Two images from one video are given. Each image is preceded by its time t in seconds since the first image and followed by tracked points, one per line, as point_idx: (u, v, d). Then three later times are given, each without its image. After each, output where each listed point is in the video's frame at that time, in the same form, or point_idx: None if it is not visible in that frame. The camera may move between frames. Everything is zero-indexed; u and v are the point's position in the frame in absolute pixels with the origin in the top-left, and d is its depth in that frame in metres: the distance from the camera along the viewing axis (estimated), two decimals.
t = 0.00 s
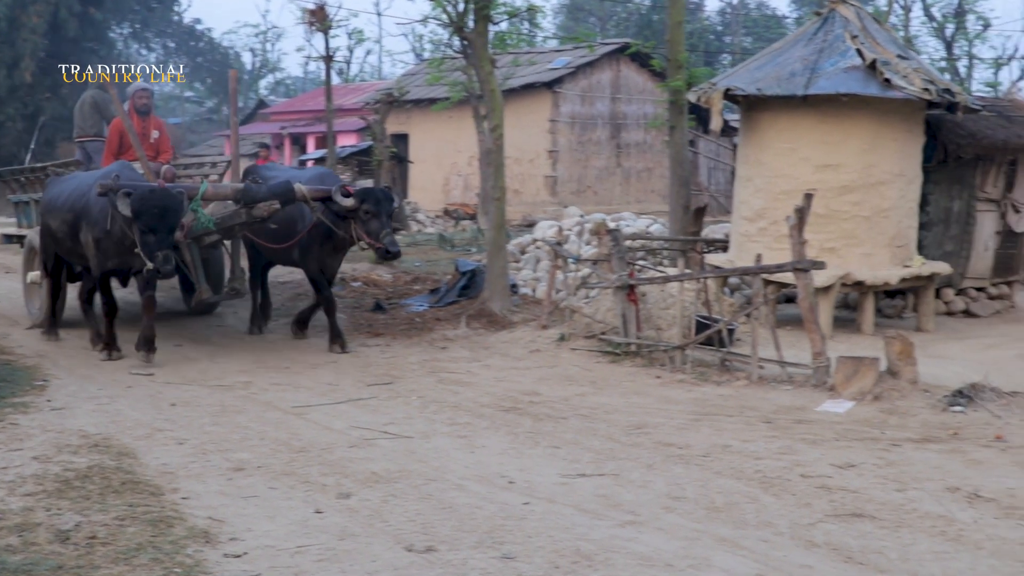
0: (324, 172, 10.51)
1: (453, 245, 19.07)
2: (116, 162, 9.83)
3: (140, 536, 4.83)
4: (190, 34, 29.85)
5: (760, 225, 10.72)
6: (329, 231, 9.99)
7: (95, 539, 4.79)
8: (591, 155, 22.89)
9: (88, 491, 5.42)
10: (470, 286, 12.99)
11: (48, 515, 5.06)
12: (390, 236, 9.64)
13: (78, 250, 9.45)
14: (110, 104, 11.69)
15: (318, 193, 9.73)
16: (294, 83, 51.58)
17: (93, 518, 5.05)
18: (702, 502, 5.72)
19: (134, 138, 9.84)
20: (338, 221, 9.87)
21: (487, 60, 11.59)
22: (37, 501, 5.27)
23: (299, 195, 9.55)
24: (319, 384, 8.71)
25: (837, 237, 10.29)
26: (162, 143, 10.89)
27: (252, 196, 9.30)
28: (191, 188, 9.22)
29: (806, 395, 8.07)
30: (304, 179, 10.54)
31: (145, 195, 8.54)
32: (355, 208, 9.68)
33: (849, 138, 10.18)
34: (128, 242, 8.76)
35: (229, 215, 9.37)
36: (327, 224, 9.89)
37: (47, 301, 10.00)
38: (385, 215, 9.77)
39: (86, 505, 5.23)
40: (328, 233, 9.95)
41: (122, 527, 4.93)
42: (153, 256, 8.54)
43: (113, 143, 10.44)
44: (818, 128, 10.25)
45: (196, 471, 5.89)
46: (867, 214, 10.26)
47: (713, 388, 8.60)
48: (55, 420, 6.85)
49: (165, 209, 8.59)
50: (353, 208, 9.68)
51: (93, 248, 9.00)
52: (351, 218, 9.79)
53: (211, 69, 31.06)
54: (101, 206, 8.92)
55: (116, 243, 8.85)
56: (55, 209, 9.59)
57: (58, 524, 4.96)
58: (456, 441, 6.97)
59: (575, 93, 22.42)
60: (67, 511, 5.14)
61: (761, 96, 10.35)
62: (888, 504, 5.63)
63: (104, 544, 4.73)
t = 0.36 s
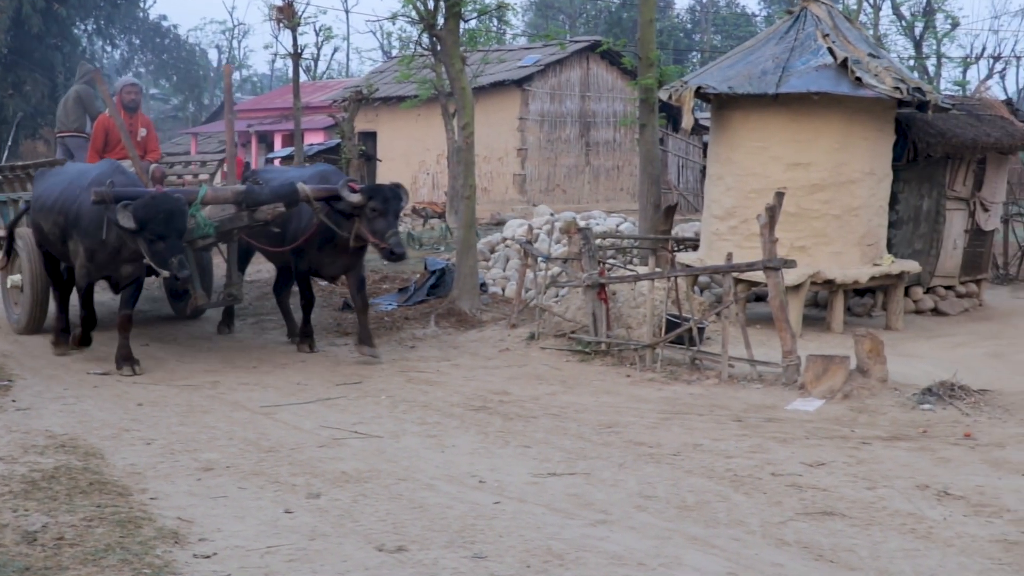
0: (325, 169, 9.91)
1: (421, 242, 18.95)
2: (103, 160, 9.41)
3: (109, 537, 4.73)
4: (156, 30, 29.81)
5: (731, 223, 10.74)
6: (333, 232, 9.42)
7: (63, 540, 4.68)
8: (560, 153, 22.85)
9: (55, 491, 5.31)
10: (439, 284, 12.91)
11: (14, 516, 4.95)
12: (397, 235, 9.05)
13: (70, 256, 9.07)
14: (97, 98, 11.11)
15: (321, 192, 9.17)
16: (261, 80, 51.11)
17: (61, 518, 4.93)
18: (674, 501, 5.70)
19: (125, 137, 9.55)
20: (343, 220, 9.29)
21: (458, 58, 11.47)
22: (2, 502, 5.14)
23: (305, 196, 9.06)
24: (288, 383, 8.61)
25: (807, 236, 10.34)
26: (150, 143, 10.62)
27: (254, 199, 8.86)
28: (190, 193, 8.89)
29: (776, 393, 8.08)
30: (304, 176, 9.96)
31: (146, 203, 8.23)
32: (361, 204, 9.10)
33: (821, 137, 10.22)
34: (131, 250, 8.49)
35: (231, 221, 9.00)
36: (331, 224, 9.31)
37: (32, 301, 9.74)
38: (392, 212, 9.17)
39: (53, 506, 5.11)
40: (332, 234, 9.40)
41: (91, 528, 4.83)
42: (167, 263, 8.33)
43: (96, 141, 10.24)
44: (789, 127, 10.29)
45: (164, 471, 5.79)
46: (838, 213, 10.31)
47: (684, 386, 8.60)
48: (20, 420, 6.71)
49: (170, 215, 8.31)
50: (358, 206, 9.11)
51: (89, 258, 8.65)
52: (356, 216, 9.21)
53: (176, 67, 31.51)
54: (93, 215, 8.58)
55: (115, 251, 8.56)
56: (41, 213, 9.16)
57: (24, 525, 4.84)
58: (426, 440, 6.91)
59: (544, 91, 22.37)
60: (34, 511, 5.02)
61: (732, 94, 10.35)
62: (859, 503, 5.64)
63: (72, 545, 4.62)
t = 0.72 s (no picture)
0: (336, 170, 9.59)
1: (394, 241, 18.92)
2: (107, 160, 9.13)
3: (81, 535, 4.69)
4: (126, 27, 29.65)
5: (702, 222, 10.81)
6: (342, 239, 9.14)
7: (34, 537, 4.64)
8: (531, 152, 22.88)
9: (27, 489, 5.27)
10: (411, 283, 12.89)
11: None
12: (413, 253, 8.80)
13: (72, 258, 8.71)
14: (84, 93, 11.11)
15: (332, 196, 8.83)
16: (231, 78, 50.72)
17: (33, 516, 4.90)
18: (645, 497, 5.74)
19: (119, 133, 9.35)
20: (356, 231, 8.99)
21: (429, 57, 11.44)
22: None
23: (313, 198, 8.66)
24: (261, 382, 8.58)
25: (777, 234, 10.44)
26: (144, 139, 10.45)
27: (260, 199, 8.49)
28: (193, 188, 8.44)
29: (747, 390, 8.15)
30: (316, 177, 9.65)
31: (138, 189, 7.78)
32: (375, 219, 8.81)
33: (790, 136, 10.31)
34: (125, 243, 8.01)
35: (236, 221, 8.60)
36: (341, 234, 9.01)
37: (22, 308, 9.53)
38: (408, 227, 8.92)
39: (25, 504, 5.07)
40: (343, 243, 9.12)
41: (62, 526, 4.79)
42: (154, 249, 7.76)
43: (90, 139, 10.04)
44: (759, 126, 10.38)
45: (137, 469, 5.75)
46: (807, 212, 10.40)
47: (655, 384, 8.65)
48: None
49: (162, 202, 7.83)
50: (372, 221, 8.80)
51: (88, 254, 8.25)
52: (370, 229, 8.93)
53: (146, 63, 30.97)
54: (93, 212, 8.22)
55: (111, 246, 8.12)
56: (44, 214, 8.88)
57: None
58: (398, 437, 6.91)
59: (516, 89, 22.36)
60: (6, 509, 4.98)
61: (703, 93, 10.41)
62: (827, 498, 5.71)
63: (44, 543, 4.59)
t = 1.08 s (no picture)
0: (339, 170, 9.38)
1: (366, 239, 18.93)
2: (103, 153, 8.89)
3: (52, 529, 4.69)
4: (94, 23, 29.38)
5: (670, 219, 10.89)
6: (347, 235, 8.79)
7: (5, 532, 4.63)
8: (503, 149, 22.94)
9: None
10: (382, 279, 12.90)
11: None
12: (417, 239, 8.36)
13: (63, 250, 8.55)
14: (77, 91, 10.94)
15: (334, 192, 8.53)
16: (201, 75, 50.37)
17: (3, 511, 4.88)
18: (612, 490, 5.80)
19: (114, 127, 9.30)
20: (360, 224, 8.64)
21: (398, 55, 11.44)
22: None
23: (316, 195, 8.34)
24: (232, 378, 8.57)
25: (744, 231, 10.55)
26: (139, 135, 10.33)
27: (262, 196, 8.12)
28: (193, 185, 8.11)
29: (714, 386, 8.25)
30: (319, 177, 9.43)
31: (137, 193, 7.65)
32: (378, 207, 8.43)
33: (756, 134, 10.42)
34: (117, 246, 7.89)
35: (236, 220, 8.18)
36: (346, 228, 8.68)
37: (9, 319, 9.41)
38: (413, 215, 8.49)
39: None
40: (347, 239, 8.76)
41: (33, 520, 4.79)
42: (143, 264, 7.69)
43: (82, 131, 9.87)
44: (725, 124, 10.48)
45: (108, 464, 5.75)
46: (774, 209, 10.52)
47: (624, 379, 8.73)
48: None
49: (159, 212, 7.69)
50: (375, 209, 8.43)
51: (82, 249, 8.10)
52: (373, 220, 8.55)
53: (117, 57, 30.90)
54: (90, 207, 8.05)
55: (107, 245, 7.97)
56: (37, 202, 8.67)
57: None
58: (368, 432, 6.94)
59: (487, 87, 22.38)
60: None
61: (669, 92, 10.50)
62: (792, 491, 5.80)
63: (15, 537, 4.58)
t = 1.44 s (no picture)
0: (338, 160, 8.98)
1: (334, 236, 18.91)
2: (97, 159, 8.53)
3: (16, 525, 4.69)
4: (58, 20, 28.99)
5: (632, 215, 11.00)
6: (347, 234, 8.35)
7: None
8: (470, 146, 22.99)
9: None
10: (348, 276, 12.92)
11: None
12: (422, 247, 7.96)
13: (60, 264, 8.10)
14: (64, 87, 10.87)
15: (338, 188, 8.08)
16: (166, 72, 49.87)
17: None
18: (574, 483, 5.88)
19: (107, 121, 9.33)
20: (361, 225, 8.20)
21: (362, 53, 11.43)
22: None
23: (318, 192, 7.93)
24: (198, 373, 8.56)
25: (705, 227, 10.69)
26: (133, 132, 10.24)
27: (262, 195, 7.73)
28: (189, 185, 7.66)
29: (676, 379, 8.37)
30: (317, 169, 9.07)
31: (139, 191, 7.17)
32: (380, 211, 8.00)
33: (715, 131, 10.55)
34: (125, 248, 7.43)
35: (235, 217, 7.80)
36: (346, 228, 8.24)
37: None
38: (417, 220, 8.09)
39: None
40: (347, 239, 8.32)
41: None
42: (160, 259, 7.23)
43: (73, 128, 9.77)
44: (685, 122, 10.61)
45: (72, 460, 5.75)
46: (735, 205, 10.66)
47: (588, 373, 8.82)
48: None
49: (165, 206, 7.22)
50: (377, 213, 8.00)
51: (81, 260, 7.62)
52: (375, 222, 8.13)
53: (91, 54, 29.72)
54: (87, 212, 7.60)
55: (110, 252, 7.49)
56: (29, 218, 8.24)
57: None
58: (334, 427, 6.97)
59: (453, 84, 22.36)
60: None
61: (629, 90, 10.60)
62: (750, 483, 5.91)
63: None
